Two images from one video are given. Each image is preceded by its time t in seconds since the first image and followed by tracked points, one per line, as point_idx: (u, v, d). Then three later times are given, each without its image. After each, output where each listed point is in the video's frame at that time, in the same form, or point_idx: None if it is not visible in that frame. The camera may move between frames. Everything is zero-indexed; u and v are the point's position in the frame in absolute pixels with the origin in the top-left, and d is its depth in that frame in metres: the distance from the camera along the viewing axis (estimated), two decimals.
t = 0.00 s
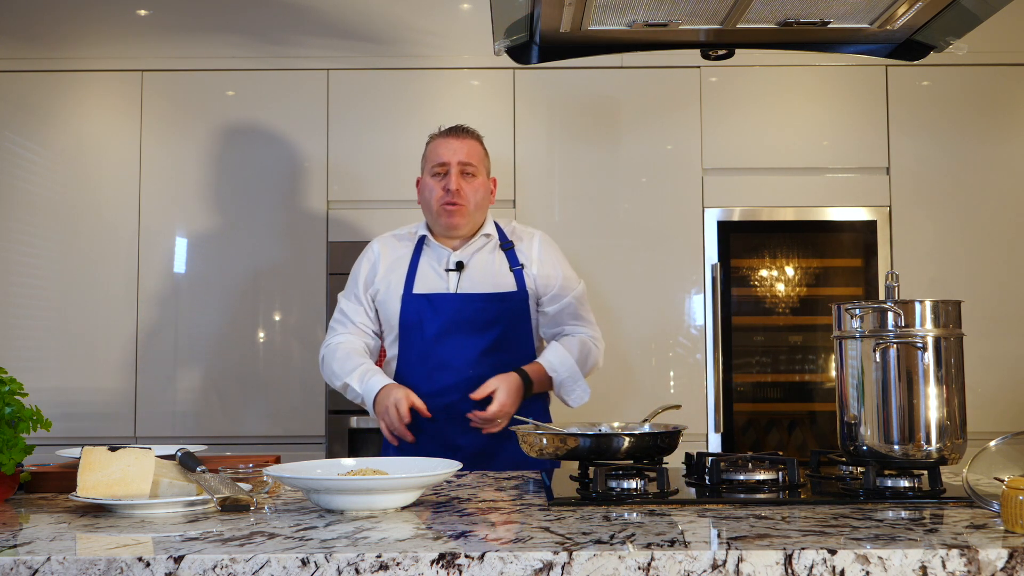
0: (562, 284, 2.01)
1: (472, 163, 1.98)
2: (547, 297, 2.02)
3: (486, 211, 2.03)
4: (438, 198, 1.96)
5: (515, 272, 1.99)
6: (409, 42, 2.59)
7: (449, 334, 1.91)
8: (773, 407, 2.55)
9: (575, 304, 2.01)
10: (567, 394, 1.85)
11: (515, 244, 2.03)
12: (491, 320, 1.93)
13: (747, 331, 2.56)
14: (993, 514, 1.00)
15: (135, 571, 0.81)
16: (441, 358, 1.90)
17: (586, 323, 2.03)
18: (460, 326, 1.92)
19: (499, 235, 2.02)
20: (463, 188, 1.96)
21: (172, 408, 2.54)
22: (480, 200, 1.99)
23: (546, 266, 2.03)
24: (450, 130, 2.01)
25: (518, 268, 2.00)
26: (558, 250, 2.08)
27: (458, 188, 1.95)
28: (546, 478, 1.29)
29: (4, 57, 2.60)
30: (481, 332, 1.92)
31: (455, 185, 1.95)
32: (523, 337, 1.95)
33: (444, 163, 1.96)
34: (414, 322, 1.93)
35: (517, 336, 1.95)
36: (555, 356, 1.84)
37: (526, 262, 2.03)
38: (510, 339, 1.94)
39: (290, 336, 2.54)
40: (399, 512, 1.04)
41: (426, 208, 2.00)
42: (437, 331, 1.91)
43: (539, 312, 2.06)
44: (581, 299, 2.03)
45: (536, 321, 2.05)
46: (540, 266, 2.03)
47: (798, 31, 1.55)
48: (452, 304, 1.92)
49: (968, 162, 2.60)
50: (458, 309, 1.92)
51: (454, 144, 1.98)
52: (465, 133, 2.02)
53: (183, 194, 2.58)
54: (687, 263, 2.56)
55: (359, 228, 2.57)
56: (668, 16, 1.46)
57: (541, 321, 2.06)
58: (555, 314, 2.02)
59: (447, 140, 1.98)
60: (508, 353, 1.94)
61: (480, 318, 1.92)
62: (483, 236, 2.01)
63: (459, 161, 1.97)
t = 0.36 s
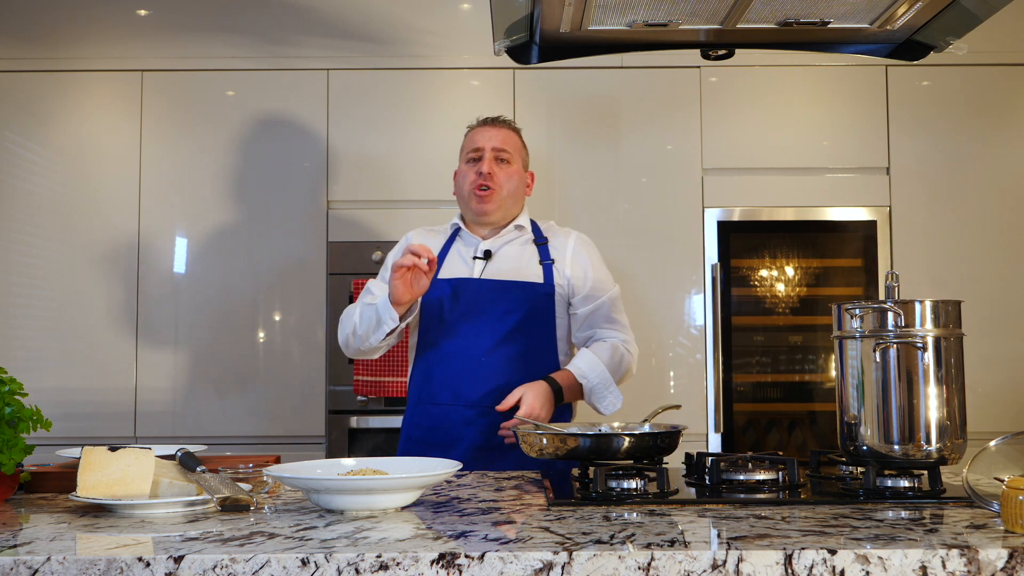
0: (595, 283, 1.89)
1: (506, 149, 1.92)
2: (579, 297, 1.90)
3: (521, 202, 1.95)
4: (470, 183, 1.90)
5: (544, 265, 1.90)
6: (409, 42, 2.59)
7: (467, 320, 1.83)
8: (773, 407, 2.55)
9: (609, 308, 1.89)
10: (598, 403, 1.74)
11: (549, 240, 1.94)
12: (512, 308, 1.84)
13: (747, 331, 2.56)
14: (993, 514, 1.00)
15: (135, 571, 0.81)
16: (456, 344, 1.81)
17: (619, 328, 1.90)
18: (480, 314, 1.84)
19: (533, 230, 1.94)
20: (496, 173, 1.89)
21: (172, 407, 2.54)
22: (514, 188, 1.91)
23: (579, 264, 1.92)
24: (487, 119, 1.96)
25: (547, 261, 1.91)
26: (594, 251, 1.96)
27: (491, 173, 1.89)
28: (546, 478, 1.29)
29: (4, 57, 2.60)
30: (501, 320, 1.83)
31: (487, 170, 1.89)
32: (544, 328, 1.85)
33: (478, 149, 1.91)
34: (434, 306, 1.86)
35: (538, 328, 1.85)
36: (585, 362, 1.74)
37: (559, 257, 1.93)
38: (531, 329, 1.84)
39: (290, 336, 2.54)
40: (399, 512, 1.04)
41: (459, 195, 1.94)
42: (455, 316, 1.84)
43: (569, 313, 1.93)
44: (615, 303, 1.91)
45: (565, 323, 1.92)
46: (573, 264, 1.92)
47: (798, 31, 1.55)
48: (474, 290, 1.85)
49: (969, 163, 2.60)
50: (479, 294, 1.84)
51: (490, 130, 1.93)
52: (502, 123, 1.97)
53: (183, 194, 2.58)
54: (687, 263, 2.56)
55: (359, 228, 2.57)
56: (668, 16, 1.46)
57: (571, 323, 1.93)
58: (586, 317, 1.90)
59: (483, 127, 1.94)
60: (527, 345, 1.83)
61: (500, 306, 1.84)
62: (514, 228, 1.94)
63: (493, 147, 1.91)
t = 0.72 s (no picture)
0: (627, 290, 1.85)
1: (541, 149, 1.90)
2: (611, 303, 1.86)
3: (553, 203, 1.92)
4: (503, 180, 1.87)
5: (575, 270, 1.84)
6: (409, 42, 2.59)
7: (491, 320, 1.76)
8: (773, 407, 2.55)
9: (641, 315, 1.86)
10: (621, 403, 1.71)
11: (581, 243, 1.89)
12: (538, 310, 1.77)
13: (748, 331, 2.56)
14: (993, 514, 1.00)
15: (135, 571, 0.81)
16: (480, 344, 1.75)
17: (650, 336, 1.87)
18: (505, 314, 1.76)
19: (565, 233, 1.89)
20: (530, 172, 1.87)
21: (173, 407, 2.54)
22: (547, 189, 1.89)
23: (612, 270, 1.87)
24: (524, 120, 1.95)
25: (579, 265, 1.85)
26: (626, 256, 1.92)
27: (525, 171, 1.86)
28: (546, 478, 1.29)
29: (4, 57, 2.60)
30: (526, 322, 1.76)
31: (521, 168, 1.87)
32: (568, 334, 1.79)
33: (513, 147, 1.89)
34: (457, 303, 1.79)
35: (563, 331, 1.79)
36: (612, 360, 1.72)
37: (590, 261, 1.87)
38: (555, 335, 1.78)
39: (290, 336, 2.54)
40: (399, 513, 1.04)
41: (490, 193, 1.91)
42: (479, 315, 1.76)
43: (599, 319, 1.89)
44: (647, 309, 1.88)
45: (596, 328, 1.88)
46: (605, 269, 1.87)
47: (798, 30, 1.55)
48: (500, 289, 1.77)
49: (969, 163, 2.60)
50: (506, 295, 1.77)
51: (526, 130, 1.91)
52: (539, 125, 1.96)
53: (183, 194, 2.58)
54: (687, 262, 2.56)
55: (358, 228, 2.57)
56: (668, 16, 1.46)
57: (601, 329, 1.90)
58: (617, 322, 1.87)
59: (519, 127, 1.92)
60: (550, 350, 1.77)
61: (526, 307, 1.77)
62: (546, 229, 1.88)
63: (528, 146, 1.89)
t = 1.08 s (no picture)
0: (636, 298, 1.86)
1: (556, 158, 1.83)
2: (617, 309, 1.87)
3: (565, 209, 1.89)
4: (515, 190, 1.84)
5: (585, 275, 1.84)
6: (409, 42, 2.59)
7: (497, 321, 1.76)
8: (773, 407, 2.55)
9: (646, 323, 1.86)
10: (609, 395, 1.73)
11: (592, 248, 1.88)
12: (544, 315, 1.78)
13: (749, 331, 2.56)
14: (993, 514, 0.99)
15: (135, 571, 0.81)
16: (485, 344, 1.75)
17: (654, 345, 1.87)
18: (512, 316, 1.77)
19: (577, 238, 1.88)
20: (543, 183, 1.82)
21: (173, 407, 2.54)
22: (559, 198, 1.86)
23: (621, 277, 1.87)
24: (539, 120, 1.87)
25: (589, 270, 1.84)
26: (636, 263, 1.92)
27: (538, 183, 1.82)
28: (546, 478, 1.29)
29: (4, 58, 2.60)
30: (532, 325, 1.77)
31: (534, 179, 1.82)
32: (572, 339, 1.80)
33: (526, 156, 1.82)
34: (464, 303, 1.79)
35: (568, 336, 1.80)
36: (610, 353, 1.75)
37: (600, 266, 1.87)
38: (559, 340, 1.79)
39: (290, 336, 2.54)
40: (399, 513, 1.04)
41: (502, 197, 1.87)
42: (487, 315, 1.77)
43: (603, 324, 1.90)
44: (653, 318, 1.88)
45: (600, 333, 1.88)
46: (614, 275, 1.87)
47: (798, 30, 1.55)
48: (508, 290, 1.77)
49: (969, 162, 2.60)
50: (514, 296, 1.77)
51: (541, 136, 1.84)
52: (555, 125, 1.88)
53: (183, 194, 2.58)
54: (687, 262, 2.56)
55: (358, 228, 2.57)
56: (668, 16, 1.46)
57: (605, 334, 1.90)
58: (621, 329, 1.87)
59: (534, 130, 1.84)
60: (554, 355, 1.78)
61: (534, 310, 1.77)
62: (558, 235, 1.87)
63: (542, 155, 1.83)
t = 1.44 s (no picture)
0: (634, 297, 1.83)
1: (555, 163, 1.78)
2: (614, 309, 1.84)
3: (564, 212, 1.85)
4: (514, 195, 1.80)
5: (582, 277, 1.82)
6: (409, 42, 2.59)
7: (495, 322, 1.77)
8: (773, 407, 2.55)
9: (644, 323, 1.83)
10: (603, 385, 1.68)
11: (591, 249, 1.86)
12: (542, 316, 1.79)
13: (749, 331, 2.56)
14: (993, 514, 0.99)
15: (135, 570, 0.81)
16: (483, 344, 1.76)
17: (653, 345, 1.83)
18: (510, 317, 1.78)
19: (576, 240, 1.86)
20: (541, 189, 1.78)
21: (172, 407, 2.54)
22: (558, 202, 1.81)
23: (620, 276, 1.85)
24: (539, 121, 1.81)
25: (587, 272, 1.83)
26: (637, 263, 1.89)
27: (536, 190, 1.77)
28: (546, 478, 1.29)
29: (4, 57, 2.60)
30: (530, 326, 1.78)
31: (532, 186, 1.77)
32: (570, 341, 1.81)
33: (524, 161, 1.77)
34: (463, 302, 1.79)
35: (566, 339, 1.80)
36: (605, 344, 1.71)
37: (598, 267, 1.85)
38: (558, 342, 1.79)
39: (290, 336, 2.54)
40: (399, 513, 1.04)
41: (500, 200, 1.83)
42: (486, 315, 1.78)
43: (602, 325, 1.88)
44: (653, 318, 1.85)
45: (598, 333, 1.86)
46: (613, 275, 1.85)
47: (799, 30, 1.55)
48: (506, 291, 1.79)
49: (969, 162, 2.60)
50: (512, 297, 1.79)
51: (541, 139, 1.78)
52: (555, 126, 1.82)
53: (183, 194, 2.58)
54: (686, 262, 2.56)
55: (358, 228, 2.57)
56: (668, 16, 1.46)
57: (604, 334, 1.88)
58: (619, 329, 1.84)
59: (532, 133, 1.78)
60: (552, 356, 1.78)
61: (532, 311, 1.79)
62: (558, 237, 1.85)
63: (540, 160, 1.77)
